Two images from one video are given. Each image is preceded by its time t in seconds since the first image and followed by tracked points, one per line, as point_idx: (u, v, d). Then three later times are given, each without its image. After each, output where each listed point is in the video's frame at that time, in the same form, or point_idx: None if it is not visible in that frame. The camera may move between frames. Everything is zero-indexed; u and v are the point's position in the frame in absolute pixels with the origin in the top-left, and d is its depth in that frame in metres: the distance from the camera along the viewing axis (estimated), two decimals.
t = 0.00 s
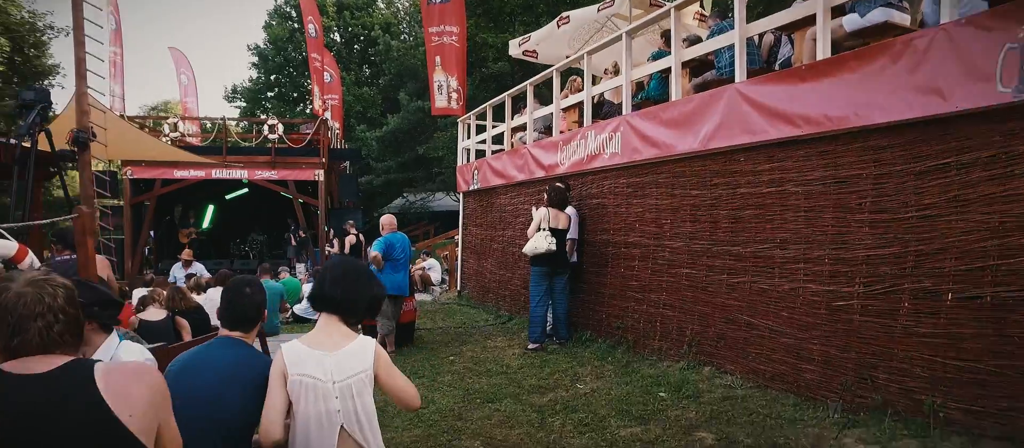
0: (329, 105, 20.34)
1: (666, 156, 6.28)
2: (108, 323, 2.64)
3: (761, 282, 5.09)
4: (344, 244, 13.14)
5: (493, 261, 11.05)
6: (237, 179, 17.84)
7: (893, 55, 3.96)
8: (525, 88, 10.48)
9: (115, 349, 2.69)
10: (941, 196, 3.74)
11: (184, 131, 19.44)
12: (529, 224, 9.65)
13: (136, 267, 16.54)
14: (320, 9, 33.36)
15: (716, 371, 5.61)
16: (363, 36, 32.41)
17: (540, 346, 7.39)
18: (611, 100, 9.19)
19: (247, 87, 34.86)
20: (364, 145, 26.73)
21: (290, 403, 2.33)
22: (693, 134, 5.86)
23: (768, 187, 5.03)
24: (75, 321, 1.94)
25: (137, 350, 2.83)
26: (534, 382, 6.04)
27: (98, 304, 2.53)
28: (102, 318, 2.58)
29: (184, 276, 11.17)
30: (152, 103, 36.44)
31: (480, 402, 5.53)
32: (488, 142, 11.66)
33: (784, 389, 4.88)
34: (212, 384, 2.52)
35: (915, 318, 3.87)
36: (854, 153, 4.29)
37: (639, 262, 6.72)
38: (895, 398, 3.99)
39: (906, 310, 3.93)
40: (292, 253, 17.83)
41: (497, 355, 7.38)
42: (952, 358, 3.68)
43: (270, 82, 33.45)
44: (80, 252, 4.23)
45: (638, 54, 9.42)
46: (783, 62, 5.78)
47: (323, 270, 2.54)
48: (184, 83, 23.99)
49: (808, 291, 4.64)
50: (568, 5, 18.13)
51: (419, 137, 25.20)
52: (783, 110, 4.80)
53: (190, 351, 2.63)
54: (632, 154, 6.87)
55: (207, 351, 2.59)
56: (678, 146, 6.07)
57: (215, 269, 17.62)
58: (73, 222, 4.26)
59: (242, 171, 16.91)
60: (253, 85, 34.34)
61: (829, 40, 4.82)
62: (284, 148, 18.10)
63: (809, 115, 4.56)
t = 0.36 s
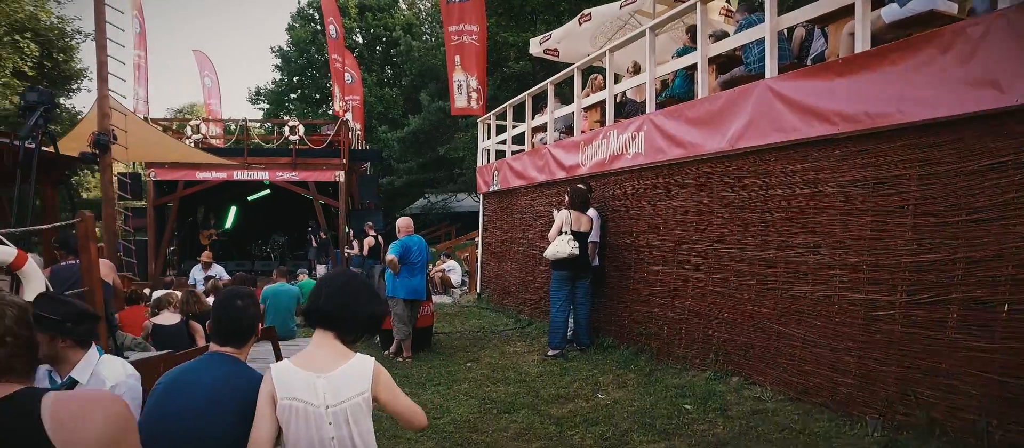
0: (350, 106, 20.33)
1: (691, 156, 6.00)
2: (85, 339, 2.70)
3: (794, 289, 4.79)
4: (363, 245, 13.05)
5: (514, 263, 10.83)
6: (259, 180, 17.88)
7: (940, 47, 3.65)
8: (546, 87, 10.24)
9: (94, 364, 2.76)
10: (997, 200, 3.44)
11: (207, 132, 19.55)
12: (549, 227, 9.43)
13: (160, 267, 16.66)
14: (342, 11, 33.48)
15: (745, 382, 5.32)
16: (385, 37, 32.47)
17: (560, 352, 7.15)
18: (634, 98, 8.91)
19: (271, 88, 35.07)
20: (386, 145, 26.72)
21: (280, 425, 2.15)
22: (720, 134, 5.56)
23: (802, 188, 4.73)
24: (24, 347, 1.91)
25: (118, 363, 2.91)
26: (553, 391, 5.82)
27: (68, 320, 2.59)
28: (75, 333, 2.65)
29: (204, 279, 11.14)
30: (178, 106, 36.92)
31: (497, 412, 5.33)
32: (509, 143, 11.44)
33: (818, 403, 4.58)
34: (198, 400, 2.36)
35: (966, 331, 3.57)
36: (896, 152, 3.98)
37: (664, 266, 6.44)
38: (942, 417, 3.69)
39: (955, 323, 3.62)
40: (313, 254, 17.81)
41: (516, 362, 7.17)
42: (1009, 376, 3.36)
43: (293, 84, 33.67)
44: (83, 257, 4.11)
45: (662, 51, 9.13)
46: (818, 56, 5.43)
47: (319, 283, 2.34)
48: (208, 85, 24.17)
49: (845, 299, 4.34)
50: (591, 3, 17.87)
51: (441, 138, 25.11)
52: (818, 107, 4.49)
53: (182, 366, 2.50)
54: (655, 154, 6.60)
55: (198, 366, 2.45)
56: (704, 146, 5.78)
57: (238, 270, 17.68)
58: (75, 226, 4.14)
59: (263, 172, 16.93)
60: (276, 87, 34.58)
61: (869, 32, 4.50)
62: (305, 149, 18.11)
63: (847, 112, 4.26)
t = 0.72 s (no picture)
0: (365, 107, 20.29)
1: (709, 153, 5.76)
2: (46, 345, 2.74)
3: (819, 293, 4.54)
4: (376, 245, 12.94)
5: (528, 264, 10.65)
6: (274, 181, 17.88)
7: (979, 33, 3.39)
8: (560, 84, 10.03)
9: (56, 373, 2.76)
10: None
11: (223, 133, 19.58)
12: (563, 227, 9.23)
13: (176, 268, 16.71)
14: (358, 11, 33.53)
15: (766, 390, 5.08)
16: (401, 37, 32.45)
17: (574, 356, 6.95)
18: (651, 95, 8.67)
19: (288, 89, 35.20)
20: (402, 145, 26.66)
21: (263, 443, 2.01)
22: (740, 130, 5.32)
23: (827, 186, 4.48)
24: None
25: (88, 372, 2.88)
26: (565, 397, 5.62)
27: (24, 326, 2.66)
28: (33, 340, 2.70)
29: (216, 279, 11.10)
30: (197, 107, 37.19)
31: (507, 420, 5.15)
32: (523, 142, 11.26)
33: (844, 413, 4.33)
34: (176, 413, 2.18)
35: (1008, 339, 3.33)
36: (930, 147, 3.73)
37: (681, 268, 6.20)
38: (981, 431, 3.44)
39: (997, 330, 3.37)
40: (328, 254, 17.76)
41: (529, 366, 6.98)
42: None
43: (309, 85, 33.77)
44: (79, 258, 4.00)
45: (679, 46, 8.88)
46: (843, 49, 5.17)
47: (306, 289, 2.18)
48: (225, 86, 24.25)
49: (873, 303, 4.09)
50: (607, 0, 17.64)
51: (457, 137, 25.01)
52: (844, 100, 4.24)
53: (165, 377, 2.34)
54: (671, 151, 6.37)
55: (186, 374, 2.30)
56: (723, 143, 5.54)
57: (253, 270, 17.68)
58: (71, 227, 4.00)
59: (278, 173, 16.92)
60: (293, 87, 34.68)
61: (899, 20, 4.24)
62: (320, 149, 18.07)
63: (875, 105, 4.01)
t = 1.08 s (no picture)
0: (380, 107, 20.23)
1: (728, 152, 5.51)
2: (7, 354, 2.75)
3: (846, 299, 4.27)
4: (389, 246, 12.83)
5: (542, 266, 10.43)
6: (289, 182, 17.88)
7: None
8: (574, 82, 9.80)
9: (17, 382, 2.78)
10: None
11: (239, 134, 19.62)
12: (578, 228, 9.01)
13: (192, 268, 16.73)
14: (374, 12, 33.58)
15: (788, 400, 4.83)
16: (417, 37, 32.43)
17: (587, 362, 6.73)
18: (668, 92, 8.39)
19: (304, 90, 35.37)
20: (418, 146, 26.61)
21: None
22: (760, 127, 5.06)
23: (855, 186, 4.21)
24: None
25: (48, 382, 2.91)
26: (577, 406, 5.40)
27: None
28: None
29: (227, 281, 11.04)
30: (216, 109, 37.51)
31: (516, 429, 4.95)
32: (537, 141, 11.04)
33: (872, 428, 4.06)
34: (144, 435, 2.00)
35: None
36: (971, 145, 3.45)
37: (699, 271, 5.95)
38: None
39: None
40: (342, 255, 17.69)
41: (540, 372, 6.77)
42: None
43: (326, 86, 33.91)
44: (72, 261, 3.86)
45: (697, 43, 8.60)
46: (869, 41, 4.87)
47: (282, 300, 2.04)
48: (242, 87, 24.34)
49: (905, 311, 3.82)
50: None
51: (472, 137, 24.87)
52: (873, 94, 3.97)
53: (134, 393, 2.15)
54: (688, 150, 6.12)
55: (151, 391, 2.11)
56: (742, 141, 5.28)
57: (268, 271, 17.67)
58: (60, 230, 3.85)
59: (293, 173, 16.90)
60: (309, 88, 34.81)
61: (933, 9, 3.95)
62: (334, 149, 18.01)
63: (907, 99, 3.74)
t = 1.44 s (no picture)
0: (401, 107, 20.21)
1: (753, 152, 5.27)
2: None
3: (879, 308, 4.02)
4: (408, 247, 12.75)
5: (562, 268, 10.25)
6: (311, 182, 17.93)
7: None
8: (594, 81, 9.58)
9: None
10: None
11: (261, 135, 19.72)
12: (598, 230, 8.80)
13: (215, 268, 16.84)
14: (396, 13, 33.66)
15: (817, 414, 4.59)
16: (438, 37, 32.43)
17: (606, 369, 6.53)
18: (692, 91, 8.13)
19: (327, 91, 35.57)
20: (439, 146, 26.56)
21: None
22: (787, 126, 4.82)
23: (890, 188, 3.96)
24: None
25: (17, 395, 2.72)
26: (595, 416, 5.21)
27: None
28: None
29: (247, 282, 11.04)
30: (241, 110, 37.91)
31: (531, 440, 4.78)
32: (557, 141, 10.85)
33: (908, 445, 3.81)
34: None
35: None
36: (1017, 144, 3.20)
37: (723, 276, 5.72)
38: None
39: None
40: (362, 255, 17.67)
41: (558, 378, 6.59)
42: None
43: (348, 86, 34.06)
44: (73, 269, 3.78)
45: (721, 39, 8.33)
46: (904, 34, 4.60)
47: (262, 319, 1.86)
48: (265, 88, 24.51)
49: (945, 322, 3.57)
50: None
51: (494, 137, 24.75)
52: (910, 90, 3.72)
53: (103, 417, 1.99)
54: (711, 150, 5.89)
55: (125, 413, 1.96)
56: (769, 141, 5.03)
57: (289, 271, 17.73)
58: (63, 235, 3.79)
59: (313, 174, 16.93)
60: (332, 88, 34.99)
61: None
62: (355, 149, 18.00)
63: (948, 95, 3.49)
